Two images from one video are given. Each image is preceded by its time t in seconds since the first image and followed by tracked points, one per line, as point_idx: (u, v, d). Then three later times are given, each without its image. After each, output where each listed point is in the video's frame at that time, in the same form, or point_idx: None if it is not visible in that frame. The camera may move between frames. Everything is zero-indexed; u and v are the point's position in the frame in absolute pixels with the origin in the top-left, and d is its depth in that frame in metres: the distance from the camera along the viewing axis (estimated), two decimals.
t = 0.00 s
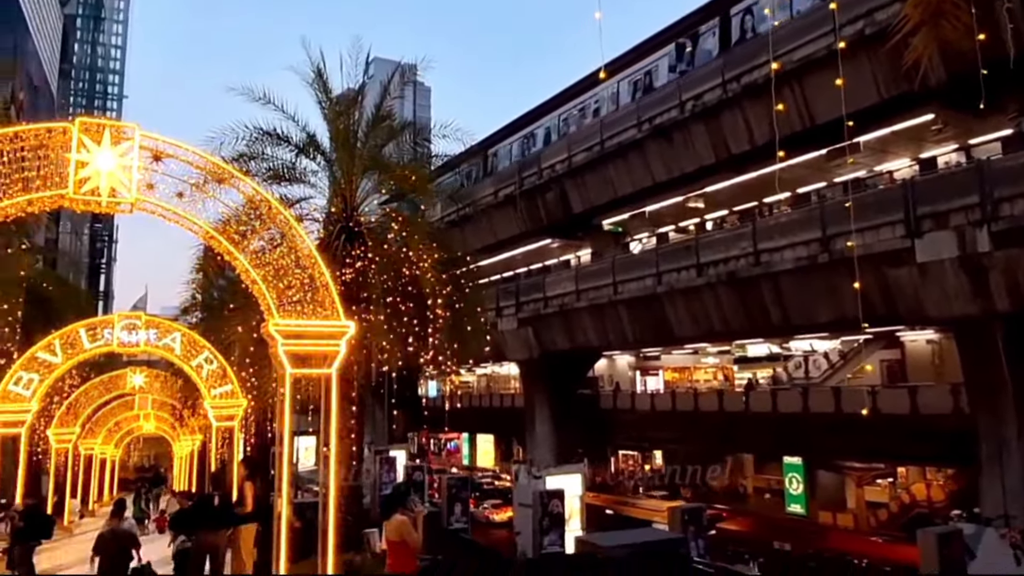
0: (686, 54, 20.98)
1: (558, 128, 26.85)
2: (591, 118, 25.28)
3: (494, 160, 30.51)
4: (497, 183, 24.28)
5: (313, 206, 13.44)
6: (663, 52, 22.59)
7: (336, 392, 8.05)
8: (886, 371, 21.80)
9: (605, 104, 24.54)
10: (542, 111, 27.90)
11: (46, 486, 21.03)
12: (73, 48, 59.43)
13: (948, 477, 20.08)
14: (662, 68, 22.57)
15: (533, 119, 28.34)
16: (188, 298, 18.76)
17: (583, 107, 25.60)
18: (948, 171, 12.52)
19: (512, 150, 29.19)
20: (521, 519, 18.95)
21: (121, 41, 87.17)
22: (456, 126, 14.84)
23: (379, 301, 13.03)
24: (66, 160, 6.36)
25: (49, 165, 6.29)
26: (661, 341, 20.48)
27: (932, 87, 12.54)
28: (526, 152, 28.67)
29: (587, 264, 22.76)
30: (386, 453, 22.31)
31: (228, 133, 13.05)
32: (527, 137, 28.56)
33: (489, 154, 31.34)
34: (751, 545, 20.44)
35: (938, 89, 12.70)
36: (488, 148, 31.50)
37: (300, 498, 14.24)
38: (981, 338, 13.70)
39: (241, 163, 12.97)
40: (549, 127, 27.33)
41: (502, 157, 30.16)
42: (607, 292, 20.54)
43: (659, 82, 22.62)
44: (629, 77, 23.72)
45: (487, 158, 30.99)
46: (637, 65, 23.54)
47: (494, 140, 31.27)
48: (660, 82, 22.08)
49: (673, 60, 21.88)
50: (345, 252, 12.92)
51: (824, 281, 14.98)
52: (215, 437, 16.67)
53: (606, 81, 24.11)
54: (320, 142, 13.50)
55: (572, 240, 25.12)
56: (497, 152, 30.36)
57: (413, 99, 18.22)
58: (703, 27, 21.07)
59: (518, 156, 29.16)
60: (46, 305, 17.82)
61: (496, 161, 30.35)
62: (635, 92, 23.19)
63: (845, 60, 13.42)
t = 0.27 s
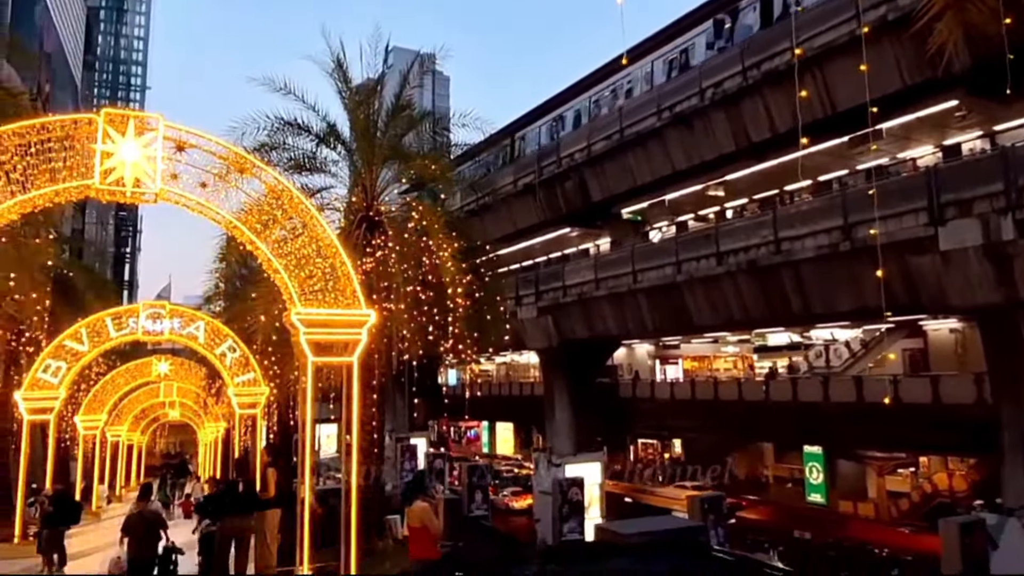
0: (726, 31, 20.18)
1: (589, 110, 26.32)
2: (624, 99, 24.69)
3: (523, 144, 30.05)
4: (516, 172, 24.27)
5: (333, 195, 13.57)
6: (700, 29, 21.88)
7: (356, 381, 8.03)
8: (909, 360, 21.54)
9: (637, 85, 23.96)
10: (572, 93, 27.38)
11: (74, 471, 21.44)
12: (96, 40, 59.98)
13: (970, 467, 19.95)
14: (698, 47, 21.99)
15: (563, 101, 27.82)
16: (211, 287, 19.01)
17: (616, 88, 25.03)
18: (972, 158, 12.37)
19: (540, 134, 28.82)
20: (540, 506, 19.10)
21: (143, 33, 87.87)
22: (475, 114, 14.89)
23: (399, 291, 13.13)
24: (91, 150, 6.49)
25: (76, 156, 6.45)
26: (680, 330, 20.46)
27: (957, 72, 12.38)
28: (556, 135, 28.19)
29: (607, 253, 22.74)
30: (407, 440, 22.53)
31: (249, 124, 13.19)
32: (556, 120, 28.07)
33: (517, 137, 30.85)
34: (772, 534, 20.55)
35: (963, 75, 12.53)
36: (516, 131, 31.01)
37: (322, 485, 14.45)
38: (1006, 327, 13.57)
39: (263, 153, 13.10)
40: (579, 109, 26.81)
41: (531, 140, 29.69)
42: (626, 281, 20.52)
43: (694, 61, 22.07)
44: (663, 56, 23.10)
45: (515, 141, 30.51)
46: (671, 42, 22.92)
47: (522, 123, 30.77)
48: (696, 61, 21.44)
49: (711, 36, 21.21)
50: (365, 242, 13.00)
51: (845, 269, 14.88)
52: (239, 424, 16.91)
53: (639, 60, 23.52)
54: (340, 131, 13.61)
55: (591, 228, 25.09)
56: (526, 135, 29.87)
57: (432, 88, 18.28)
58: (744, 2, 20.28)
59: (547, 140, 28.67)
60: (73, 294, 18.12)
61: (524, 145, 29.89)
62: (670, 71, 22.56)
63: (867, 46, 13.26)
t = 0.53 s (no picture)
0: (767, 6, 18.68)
1: (618, 93, 25.41)
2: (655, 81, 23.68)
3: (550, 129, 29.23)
4: (534, 162, 24.23)
5: (353, 186, 13.68)
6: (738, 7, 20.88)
7: (377, 373, 7.91)
8: (928, 352, 21.02)
9: (670, 66, 22.91)
10: (601, 76, 26.51)
11: (100, 458, 21.84)
12: (118, 31, 60.33)
13: (991, 460, 19.81)
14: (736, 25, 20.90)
15: (592, 84, 26.94)
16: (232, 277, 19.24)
17: (647, 70, 24.03)
18: (996, 147, 12.19)
19: (568, 119, 28.11)
20: (557, 495, 19.20)
21: (164, 26, 88.61)
22: (493, 105, 14.91)
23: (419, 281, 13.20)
24: (116, 142, 6.65)
25: (99, 147, 6.59)
26: (699, 320, 20.41)
27: (980, 61, 12.21)
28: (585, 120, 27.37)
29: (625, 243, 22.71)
30: (425, 430, 22.70)
31: (270, 115, 13.31)
32: (585, 104, 27.23)
33: (544, 122, 30.00)
34: (789, 525, 20.63)
35: (986, 63, 12.36)
36: (543, 116, 30.14)
37: (342, 472, 14.62)
38: None
39: (283, 144, 13.22)
40: (609, 93, 25.92)
41: (558, 125, 28.83)
42: (644, 272, 20.50)
43: (732, 40, 20.99)
44: (698, 36, 22.01)
45: (542, 125, 29.63)
46: (706, 22, 21.90)
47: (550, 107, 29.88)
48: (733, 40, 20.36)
49: (750, 14, 20.12)
50: (386, 232, 12.96)
51: (866, 260, 14.78)
52: (260, 412, 17.14)
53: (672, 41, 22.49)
54: (359, 122, 13.72)
55: (609, 219, 25.04)
56: (553, 120, 29.03)
57: (450, 79, 18.35)
58: None
59: (576, 125, 27.84)
60: (98, 284, 18.42)
61: (551, 130, 29.09)
62: (705, 51, 21.46)
63: (889, 35, 13.11)
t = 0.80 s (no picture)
0: None
1: (649, 78, 24.42)
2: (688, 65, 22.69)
3: (576, 116, 28.39)
4: (551, 154, 24.19)
5: (371, 178, 13.76)
6: None
7: (396, 363, 7.95)
8: (949, 347, 21.25)
9: (704, 49, 21.88)
10: (631, 60, 25.57)
11: (121, 446, 22.15)
12: (138, 23, 60.75)
13: (1012, 456, 19.60)
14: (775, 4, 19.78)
15: (622, 69, 26.01)
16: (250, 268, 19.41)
17: (680, 53, 23.03)
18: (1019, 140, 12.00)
19: (595, 106, 27.40)
20: (573, 488, 19.26)
21: (184, 18, 89.18)
22: (510, 97, 14.93)
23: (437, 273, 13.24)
24: (137, 134, 6.71)
25: (121, 139, 6.68)
26: (716, 313, 20.32)
27: (1003, 52, 12.04)
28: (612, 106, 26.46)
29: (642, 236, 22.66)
30: (442, 421, 22.83)
31: (289, 107, 13.41)
32: (613, 89, 26.31)
33: (570, 108, 29.15)
34: (805, 519, 20.56)
35: (1010, 55, 12.19)
36: (569, 102, 29.28)
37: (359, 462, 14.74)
38: None
39: (302, 135, 13.32)
40: (638, 79, 24.96)
41: (585, 111, 27.95)
42: (661, 265, 20.44)
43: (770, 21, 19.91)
44: (733, 17, 20.98)
45: (568, 111, 28.73)
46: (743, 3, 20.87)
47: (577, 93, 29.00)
48: (771, 21, 19.28)
49: None
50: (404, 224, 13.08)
51: (886, 253, 14.66)
52: (279, 402, 17.31)
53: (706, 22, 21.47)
54: (377, 114, 13.79)
55: (626, 211, 24.95)
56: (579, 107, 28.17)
57: (468, 72, 18.36)
58: None
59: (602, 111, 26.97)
60: (119, 274, 18.64)
61: (577, 117, 28.39)
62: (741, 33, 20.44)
63: (912, 26, 12.94)
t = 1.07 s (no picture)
0: None
1: (677, 61, 23.47)
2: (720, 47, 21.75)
3: (602, 101, 27.62)
4: (567, 145, 24.17)
5: (388, 169, 13.82)
6: None
7: (412, 353, 7.98)
8: (969, 339, 20.93)
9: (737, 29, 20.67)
10: (660, 42, 24.69)
11: (143, 434, 22.49)
12: (157, 15, 61.15)
13: None
14: None
15: (650, 53, 25.24)
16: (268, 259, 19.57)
17: (710, 35, 21.89)
18: None
19: (621, 90, 26.57)
20: (588, 478, 19.33)
21: (202, 10, 89.63)
22: (526, 87, 14.91)
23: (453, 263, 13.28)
24: (157, 125, 6.80)
25: (141, 130, 6.77)
26: (732, 305, 20.23)
27: None
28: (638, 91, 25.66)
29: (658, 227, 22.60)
30: (458, 411, 22.96)
31: (306, 98, 13.49)
32: (640, 73, 25.43)
33: (595, 94, 28.39)
34: (821, 511, 20.51)
35: None
36: (594, 88, 28.55)
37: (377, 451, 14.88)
38: None
39: (319, 127, 13.40)
40: (667, 61, 24.13)
41: (611, 96, 27.16)
42: (677, 256, 20.38)
43: None
44: None
45: (594, 96, 27.98)
46: None
47: (603, 78, 28.26)
48: None
49: None
50: (421, 215, 13.16)
51: (904, 244, 14.54)
52: (297, 391, 17.48)
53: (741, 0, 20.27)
54: (394, 105, 13.83)
55: (642, 202, 24.84)
56: (605, 92, 27.42)
57: (484, 62, 18.35)
58: None
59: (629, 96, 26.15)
60: (139, 265, 18.87)
61: (603, 102, 27.60)
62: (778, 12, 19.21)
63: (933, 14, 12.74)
